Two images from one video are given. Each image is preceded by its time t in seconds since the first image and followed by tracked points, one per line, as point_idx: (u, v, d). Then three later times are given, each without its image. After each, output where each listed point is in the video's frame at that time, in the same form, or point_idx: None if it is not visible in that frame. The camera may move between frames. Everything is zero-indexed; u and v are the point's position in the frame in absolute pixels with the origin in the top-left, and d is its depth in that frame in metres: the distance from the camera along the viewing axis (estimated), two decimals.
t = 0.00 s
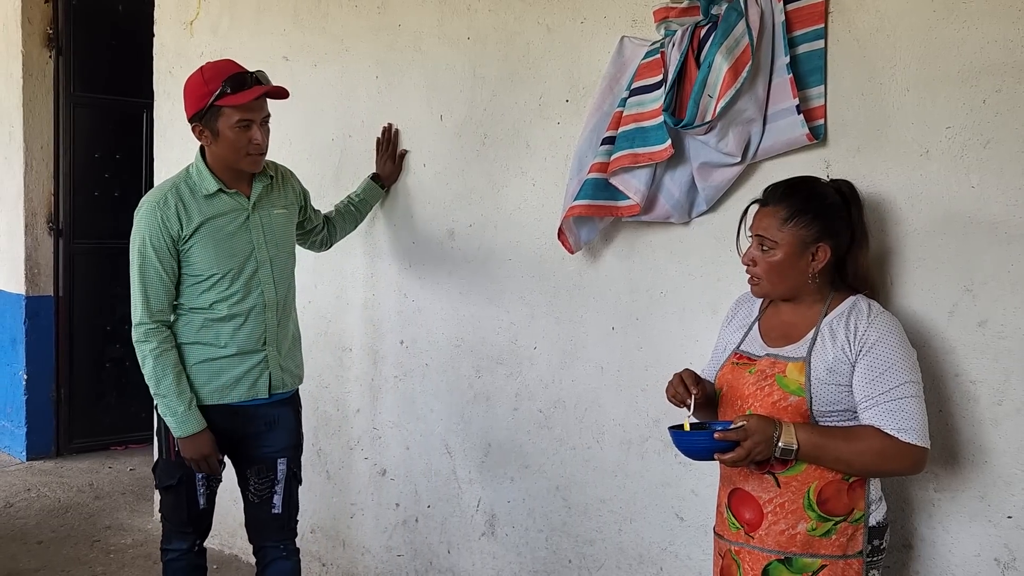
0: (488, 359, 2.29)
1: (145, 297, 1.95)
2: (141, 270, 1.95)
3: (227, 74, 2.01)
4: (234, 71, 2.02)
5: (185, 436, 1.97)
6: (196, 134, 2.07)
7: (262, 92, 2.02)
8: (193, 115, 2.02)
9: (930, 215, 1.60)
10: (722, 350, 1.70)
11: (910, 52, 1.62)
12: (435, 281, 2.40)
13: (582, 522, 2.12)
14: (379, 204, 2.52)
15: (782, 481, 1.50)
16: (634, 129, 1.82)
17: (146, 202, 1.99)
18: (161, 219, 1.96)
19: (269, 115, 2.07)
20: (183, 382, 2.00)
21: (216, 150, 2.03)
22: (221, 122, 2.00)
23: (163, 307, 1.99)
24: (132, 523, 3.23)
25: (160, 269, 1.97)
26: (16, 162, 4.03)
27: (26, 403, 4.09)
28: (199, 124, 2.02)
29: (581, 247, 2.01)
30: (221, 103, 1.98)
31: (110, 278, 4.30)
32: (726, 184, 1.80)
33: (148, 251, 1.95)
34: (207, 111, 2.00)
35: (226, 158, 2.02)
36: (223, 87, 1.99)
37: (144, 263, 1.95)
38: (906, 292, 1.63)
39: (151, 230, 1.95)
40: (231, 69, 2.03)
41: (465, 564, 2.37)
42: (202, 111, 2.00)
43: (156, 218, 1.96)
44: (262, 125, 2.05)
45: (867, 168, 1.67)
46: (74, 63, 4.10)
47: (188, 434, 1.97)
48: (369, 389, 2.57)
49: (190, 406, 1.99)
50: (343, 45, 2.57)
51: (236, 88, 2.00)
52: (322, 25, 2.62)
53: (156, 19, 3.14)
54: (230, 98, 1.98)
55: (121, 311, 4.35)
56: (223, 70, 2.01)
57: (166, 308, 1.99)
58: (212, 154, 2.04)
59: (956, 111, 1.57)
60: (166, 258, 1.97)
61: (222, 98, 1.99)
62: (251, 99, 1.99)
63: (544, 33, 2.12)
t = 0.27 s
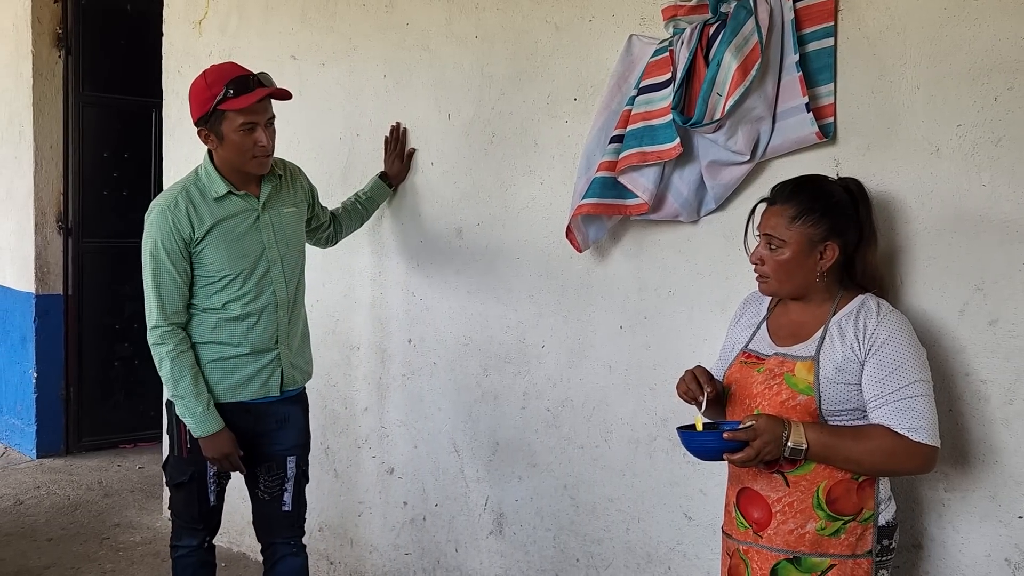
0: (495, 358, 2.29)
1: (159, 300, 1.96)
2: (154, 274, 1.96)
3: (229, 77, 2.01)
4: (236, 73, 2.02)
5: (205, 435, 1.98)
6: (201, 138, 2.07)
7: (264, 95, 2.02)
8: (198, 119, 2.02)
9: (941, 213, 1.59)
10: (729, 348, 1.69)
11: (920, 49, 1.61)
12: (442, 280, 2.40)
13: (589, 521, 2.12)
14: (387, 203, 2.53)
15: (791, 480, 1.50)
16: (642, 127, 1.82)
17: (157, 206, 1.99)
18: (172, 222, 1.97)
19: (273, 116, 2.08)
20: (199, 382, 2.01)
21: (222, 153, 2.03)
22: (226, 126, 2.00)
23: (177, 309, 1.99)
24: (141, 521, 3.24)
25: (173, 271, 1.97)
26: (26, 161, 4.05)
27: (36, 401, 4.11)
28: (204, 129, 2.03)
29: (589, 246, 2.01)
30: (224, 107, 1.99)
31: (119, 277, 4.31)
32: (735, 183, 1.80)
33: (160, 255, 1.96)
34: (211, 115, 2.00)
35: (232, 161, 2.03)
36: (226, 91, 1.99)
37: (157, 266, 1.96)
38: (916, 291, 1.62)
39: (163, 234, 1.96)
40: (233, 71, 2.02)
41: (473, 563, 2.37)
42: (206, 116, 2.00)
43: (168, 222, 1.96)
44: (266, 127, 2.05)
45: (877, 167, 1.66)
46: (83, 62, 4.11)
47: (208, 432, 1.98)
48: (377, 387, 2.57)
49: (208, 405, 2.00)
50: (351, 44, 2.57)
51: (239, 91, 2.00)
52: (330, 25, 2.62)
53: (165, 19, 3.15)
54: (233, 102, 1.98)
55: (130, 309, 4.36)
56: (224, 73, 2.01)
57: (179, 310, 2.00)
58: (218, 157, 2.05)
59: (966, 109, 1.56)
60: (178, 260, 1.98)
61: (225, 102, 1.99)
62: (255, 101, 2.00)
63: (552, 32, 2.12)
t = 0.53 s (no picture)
0: (508, 355, 2.29)
1: (171, 299, 1.96)
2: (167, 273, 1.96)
3: (240, 76, 2.00)
4: (247, 72, 2.01)
5: (225, 429, 1.99)
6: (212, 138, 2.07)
7: (275, 93, 2.01)
8: (209, 119, 2.02)
9: (959, 211, 1.58)
10: (745, 347, 1.69)
11: (938, 46, 1.60)
12: (455, 277, 2.40)
13: (603, 519, 2.11)
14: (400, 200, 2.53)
15: (808, 479, 1.49)
16: (657, 124, 1.81)
17: (169, 205, 1.99)
18: (186, 222, 1.97)
19: (284, 114, 2.07)
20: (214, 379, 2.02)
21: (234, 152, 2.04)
22: (237, 125, 2.00)
23: (188, 308, 2.00)
24: (154, 517, 3.25)
25: (186, 270, 1.98)
26: (39, 159, 4.07)
27: (48, 397, 4.13)
28: (215, 128, 2.03)
29: (603, 244, 2.01)
30: (235, 107, 1.98)
31: (130, 274, 4.32)
32: (750, 180, 1.79)
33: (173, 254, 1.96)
34: (222, 115, 2.00)
35: (244, 160, 2.03)
36: (237, 90, 1.98)
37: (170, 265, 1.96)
38: (933, 289, 1.61)
39: (175, 233, 1.96)
40: (243, 70, 2.02)
41: (486, 560, 2.37)
42: (218, 116, 2.00)
43: (181, 222, 1.96)
44: (278, 125, 2.05)
45: (894, 163, 1.65)
46: (95, 59, 4.12)
47: (229, 426, 1.99)
48: (390, 384, 2.58)
49: (225, 400, 2.00)
50: (364, 41, 2.57)
51: (250, 90, 1.99)
52: (342, 21, 2.62)
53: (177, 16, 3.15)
54: (245, 102, 1.98)
55: (141, 306, 4.37)
56: (235, 72, 2.01)
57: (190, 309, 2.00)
58: (230, 156, 2.05)
59: (985, 105, 1.55)
60: (191, 260, 1.98)
61: (236, 102, 1.99)
62: (266, 100, 1.99)
63: (566, 28, 2.12)
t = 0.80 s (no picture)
0: (526, 352, 2.29)
1: (186, 293, 1.97)
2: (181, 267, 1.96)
3: (258, 70, 2.00)
4: (265, 66, 2.01)
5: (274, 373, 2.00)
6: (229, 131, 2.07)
7: (293, 88, 2.01)
8: (226, 113, 2.01)
9: (985, 207, 1.57)
10: (767, 344, 1.67)
11: (965, 40, 1.59)
12: (472, 273, 2.39)
13: (622, 516, 2.11)
14: (416, 197, 2.52)
15: (834, 477, 1.49)
16: (679, 120, 1.80)
17: (184, 200, 2.00)
18: (200, 216, 1.97)
19: (302, 109, 2.07)
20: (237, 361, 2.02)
21: (251, 147, 2.03)
22: (255, 120, 2.00)
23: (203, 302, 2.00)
24: (168, 513, 3.25)
25: (200, 265, 1.98)
26: (51, 155, 4.07)
27: (61, 393, 4.14)
28: (232, 122, 2.02)
29: (623, 240, 2.00)
30: (254, 101, 1.98)
31: (142, 270, 4.33)
32: (773, 176, 1.78)
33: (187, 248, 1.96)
34: (240, 109, 1.99)
35: (261, 155, 2.02)
36: (255, 85, 1.98)
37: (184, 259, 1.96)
38: (959, 286, 1.60)
39: (190, 227, 1.96)
40: (261, 64, 2.01)
41: (503, 557, 2.37)
42: (235, 110, 1.99)
43: (195, 216, 1.97)
44: (295, 120, 2.04)
45: (919, 159, 1.64)
46: (106, 55, 4.12)
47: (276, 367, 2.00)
48: (406, 381, 2.57)
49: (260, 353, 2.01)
50: (380, 36, 2.56)
51: (268, 84, 1.99)
52: (358, 17, 2.61)
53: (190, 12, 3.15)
54: (263, 96, 1.97)
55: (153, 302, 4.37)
56: (253, 66, 2.00)
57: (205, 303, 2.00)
58: (247, 151, 2.04)
59: (1013, 101, 1.54)
60: (205, 254, 1.99)
61: (255, 96, 1.98)
62: (284, 95, 1.99)
63: (585, 23, 2.10)
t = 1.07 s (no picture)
0: (544, 348, 2.28)
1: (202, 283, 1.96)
2: (197, 257, 1.95)
3: (281, 66, 1.99)
4: (288, 62, 1.99)
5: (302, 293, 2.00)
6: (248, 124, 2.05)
7: (316, 85, 2.00)
8: (248, 107, 2.00)
9: (1014, 203, 1.56)
10: (792, 340, 1.66)
11: (994, 35, 1.57)
12: (489, 268, 2.39)
13: (642, 512, 2.10)
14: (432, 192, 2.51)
15: (863, 474, 1.48)
16: (702, 115, 1.79)
17: (201, 192, 1.99)
18: (218, 207, 1.96)
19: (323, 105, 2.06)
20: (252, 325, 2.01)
21: (271, 142, 2.02)
22: (277, 115, 1.99)
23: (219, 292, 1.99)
24: (181, 508, 3.25)
25: (216, 256, 1.97)
26: (61, 149, 4.06)
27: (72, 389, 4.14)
28: (254, 116, 2.00)
29: (644, 236, 1.99)
30: (276, 96, 1.97)
31: (152, 265, 4.32)
32: (798, 171, 1.76)
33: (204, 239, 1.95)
34: (262, 104, 1.98)
35: (282, 149, 2.01)
36: (278, 80, 1.97)
37: (201, 251, 1.95)
38: (987, 282, 1.59)
39: (207, 218, 1.95)
40: (284, 59, 2.00)
41: (520, 553, 2.36)
42: (257, 104, 1.98)
43: (213, 207, 1.96)
44: (316, 116, 2.03)
45: (946, 155, 1.63)
46: (117, 50, 4.11)
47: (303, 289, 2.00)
48: (422, 377, 2.57)
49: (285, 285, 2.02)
50: (395, 31, 2.55)
51: (291, 80, 1.98)
52: (373, 11, 2.60)
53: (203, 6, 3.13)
54: (286, 92, 1.96)
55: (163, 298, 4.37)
56: (276, 61, 1.99)
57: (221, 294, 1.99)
58: (266, 145, 2.03)
59: None
60: (221, 245, 1.98)
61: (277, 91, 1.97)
62: (306, 91, 1.98)
63: (605, 18, 2.09)
